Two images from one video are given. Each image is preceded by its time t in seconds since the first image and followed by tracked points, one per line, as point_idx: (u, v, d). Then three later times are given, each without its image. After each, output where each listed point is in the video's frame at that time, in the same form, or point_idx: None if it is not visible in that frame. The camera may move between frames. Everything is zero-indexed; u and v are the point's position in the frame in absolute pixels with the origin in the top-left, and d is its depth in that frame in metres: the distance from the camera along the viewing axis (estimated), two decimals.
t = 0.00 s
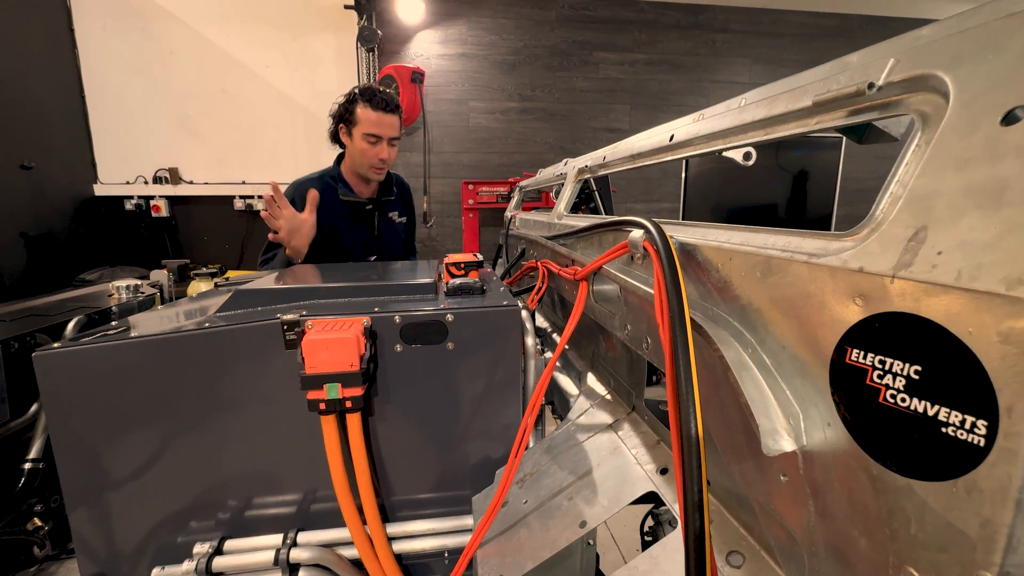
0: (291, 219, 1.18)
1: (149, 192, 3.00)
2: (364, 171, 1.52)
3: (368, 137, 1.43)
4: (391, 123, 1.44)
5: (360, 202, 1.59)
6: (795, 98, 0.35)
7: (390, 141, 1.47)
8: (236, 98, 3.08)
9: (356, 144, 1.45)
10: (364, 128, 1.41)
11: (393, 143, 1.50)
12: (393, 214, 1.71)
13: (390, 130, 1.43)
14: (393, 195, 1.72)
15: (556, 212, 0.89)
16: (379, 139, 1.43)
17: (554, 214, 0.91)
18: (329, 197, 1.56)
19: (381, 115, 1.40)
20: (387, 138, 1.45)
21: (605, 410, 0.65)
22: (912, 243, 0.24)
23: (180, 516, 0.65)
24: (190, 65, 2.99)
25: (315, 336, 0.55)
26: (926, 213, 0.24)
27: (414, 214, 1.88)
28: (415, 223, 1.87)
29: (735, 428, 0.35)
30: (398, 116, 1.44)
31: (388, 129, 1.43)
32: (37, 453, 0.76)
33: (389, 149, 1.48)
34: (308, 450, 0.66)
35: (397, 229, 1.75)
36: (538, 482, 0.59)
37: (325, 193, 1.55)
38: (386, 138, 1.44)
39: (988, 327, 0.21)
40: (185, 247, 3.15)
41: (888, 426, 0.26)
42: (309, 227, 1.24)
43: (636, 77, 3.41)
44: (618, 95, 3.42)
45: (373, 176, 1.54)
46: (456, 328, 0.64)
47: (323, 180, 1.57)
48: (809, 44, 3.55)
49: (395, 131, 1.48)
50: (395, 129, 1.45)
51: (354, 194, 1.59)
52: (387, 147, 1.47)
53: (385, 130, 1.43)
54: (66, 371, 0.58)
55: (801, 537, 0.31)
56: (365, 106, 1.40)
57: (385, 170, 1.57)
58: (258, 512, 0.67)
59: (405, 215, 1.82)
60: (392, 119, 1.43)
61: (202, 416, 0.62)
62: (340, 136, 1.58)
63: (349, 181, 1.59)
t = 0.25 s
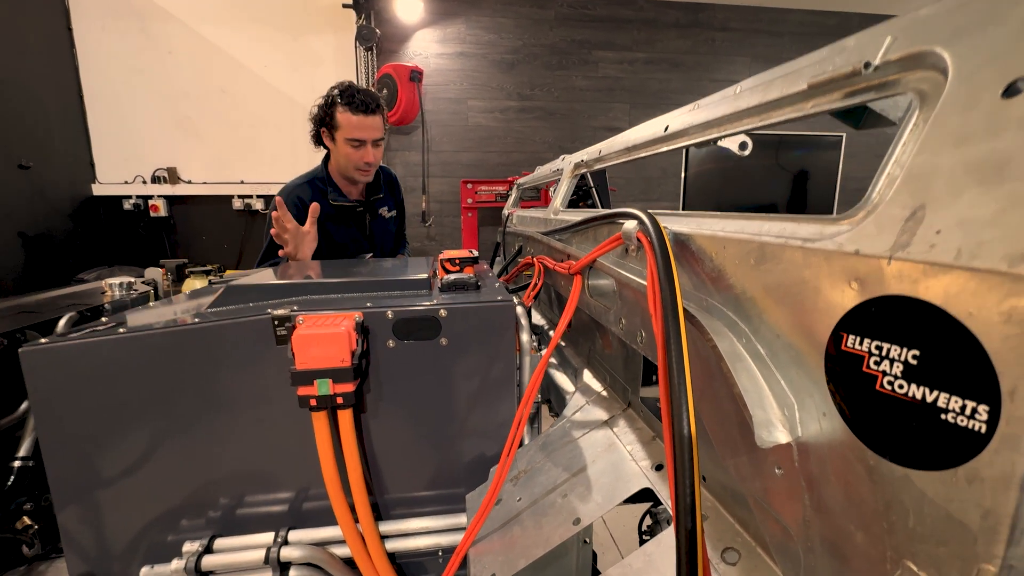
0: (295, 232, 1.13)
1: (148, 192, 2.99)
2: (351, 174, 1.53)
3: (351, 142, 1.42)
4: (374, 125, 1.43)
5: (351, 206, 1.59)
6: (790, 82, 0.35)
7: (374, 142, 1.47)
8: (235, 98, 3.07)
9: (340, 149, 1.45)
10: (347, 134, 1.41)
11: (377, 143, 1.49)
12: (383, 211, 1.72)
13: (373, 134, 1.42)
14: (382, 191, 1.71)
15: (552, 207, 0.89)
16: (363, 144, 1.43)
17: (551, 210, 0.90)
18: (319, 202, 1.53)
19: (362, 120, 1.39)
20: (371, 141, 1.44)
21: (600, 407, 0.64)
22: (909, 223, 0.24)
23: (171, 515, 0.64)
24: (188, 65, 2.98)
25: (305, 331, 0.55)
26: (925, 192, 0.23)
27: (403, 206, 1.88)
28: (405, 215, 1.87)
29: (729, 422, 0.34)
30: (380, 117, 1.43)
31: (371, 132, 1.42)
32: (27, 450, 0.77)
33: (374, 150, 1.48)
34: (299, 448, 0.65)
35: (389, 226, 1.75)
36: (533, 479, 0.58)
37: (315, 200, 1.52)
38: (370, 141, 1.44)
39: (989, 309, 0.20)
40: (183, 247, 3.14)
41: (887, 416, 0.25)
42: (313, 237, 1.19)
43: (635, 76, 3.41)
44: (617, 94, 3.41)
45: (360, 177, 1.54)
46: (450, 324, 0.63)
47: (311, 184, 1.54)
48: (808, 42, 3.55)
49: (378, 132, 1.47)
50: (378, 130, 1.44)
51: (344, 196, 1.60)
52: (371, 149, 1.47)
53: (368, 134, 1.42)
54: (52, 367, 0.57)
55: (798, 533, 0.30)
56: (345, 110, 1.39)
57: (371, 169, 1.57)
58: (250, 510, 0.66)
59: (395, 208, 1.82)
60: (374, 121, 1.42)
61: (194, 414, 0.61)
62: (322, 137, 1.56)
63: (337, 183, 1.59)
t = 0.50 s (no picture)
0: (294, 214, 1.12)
1: (143, 186, 2.96)
2: (351, 158, 1.52)
3: (350, 121, 1.43)
4: (373, 107, 1.45)
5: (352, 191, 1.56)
6: (786, 50, 0.34)
7: (373, 124, 1.48)
8: (230, 91, 3.01)
9: (339, 130, 1.46)
10: (346, 113, 1.42)
11: (377, 127, 1.51)
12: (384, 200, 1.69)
13: (371, 113, 1.44)
14: (382, 181, 1.69)
15: (546, 196, 0.87)
16: (361, 123, 1.44)
17: (544, 199, 0.89)
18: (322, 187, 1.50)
19: (361, 98, 1.42)
20: (370, 121, 1.46)
21: (593, 398, 0.63)
22: (910, 187, 0.23)
23: (156, 509, 0.63)
24: (184, 57, 2.93)
25: (289, 320, 0.53)
26: (927, 151, 0.22)
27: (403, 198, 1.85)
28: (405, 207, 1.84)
29: (719, 407, 0.33)
30: (379, 99, 1.46)
31: (369, 111, 1.44)
32: (9, 444, 0.76)
33: (373, 133, 1.49)
34: (286, 440, 0.63)
35: (389, 216, 1.73)
36: (523, 472, 0.57)
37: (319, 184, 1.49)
38: (368, 120, 1.45)
39: (998, 275, 0.19)
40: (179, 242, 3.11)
41: (885, 394, 0.24)
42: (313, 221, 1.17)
43: (634, 69, 3.38)
44: (615, 88, 3.39)
45: (360, 161, 1.53)
46: (439, 313, 0.62)
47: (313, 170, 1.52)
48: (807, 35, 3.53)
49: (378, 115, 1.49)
50: (377, 112, 1.46)
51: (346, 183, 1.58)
52: (371, 131, 1.47)
53: (366, 113, 1.44)
54: (31, 357, 0.56)
55: (791, 523, 0.29)
56: (345, 90, 1.41)
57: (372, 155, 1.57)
58: (236, 504, 0.65)
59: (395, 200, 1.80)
60: (373, 102, 1.44)
61: (179, 405, 0.60)
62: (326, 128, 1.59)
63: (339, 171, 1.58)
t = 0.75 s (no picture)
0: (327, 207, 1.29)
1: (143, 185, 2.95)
2: (379, 159, 1.52)
3: (377, 122, 1.47)
4: (399, 108, 1.48)
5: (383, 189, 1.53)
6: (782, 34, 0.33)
7: (399, 124, 1.49)
8: (229, 89, 3.01)
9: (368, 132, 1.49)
10: (373, 114, 1.46)
11: (405, 129, 1.53)
12: (412, 201, 1.66)
13: (398, 113, 1.46)
14: (410, 182, 1.66)
15: (543, 192, 0.86)
16: (387, 122, 1.46)
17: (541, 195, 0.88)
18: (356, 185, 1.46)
19: (387, 99, 1.44)
20: (395, 121, 1.48)
21: (588, 395, 0.62)
22: (904, 168, 0.22)
23: (147, 507, 0.62)
24: (184, 56, 2.93)
25: (279, 316, 0.52)
26: (924, 133, 0.22)
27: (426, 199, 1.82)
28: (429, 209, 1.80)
29: (711, 403, 0.32)
30: (406, 101, 1.48)
31: (395, 111, 1.46)
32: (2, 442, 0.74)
33: (400, 133, 1.51)
34: (279, 437, 0.63)
35: (415, 216, 1.68)
36: (516, 470, 0.56)
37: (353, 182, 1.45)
38: (393, 120, 1.46)
39: (994, 258, 0.18)
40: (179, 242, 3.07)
41: (879, 387, 0.23)
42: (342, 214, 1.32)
43: (635, 65, 3.37)
44: (617, 85, 3.37)
45: (389, 161, 1.53)
46: (432, 309, 0.61)
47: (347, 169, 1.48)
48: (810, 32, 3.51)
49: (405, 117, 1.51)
50: (403, 113, 1.48)
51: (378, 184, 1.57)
52: (397, 131, 1.49)
53: (393, 114, 1.46)
54: (19, 354, 0.55)
55: (782, 522, 0.28)
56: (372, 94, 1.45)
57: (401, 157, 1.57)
58: (228, 503, 0.64)
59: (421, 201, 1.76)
60: (400, 103, 1.47)
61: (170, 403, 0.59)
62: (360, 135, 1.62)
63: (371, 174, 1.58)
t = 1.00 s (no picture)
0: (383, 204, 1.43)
1: (146, 186, 2.97)
2: (416, 162, 1.55)
3: (415, 127, 1.49)
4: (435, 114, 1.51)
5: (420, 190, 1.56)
6: (762, 36, 0.34)
7: (435, 128, 1.52)
8: (231, 90, 3.02)
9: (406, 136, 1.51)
10: (411, 119, 1.48)
11: (440, 134, 1.56)
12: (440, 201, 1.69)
13: (437, 119, 1.49)
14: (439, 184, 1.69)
15: (538, 193, 0.86)
16: (426, 127, 1.49)
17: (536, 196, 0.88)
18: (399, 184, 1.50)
19: (426, 105, 1.47)
20: (432, 126, 1.51)
21: (581, 396, 0.62)
22: (868, 171, 0.23)
23: (143, 506, 0.63)
24: (187, 58, 2.95)
25: (270, 316, 0.53)
26: (891, 135, 0.22)
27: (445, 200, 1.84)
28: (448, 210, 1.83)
29: (690, 405, 0.32)
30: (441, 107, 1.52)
31: (434, 117, 1.49)
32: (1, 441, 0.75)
33: (437, 137, 1.53)
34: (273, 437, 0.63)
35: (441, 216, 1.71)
36: (508, 471, 0.57)
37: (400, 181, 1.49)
38: (431, 125, 1.50)
39: (950, 261, 0.18)
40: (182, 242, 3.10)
41: (846, 390, 0.23)
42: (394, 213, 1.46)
43: (637, 65, 3.36)
44: (618, 85, 3.37)
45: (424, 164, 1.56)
46: (424, 310, 0.61)
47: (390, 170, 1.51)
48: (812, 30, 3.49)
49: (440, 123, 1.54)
50: (442, 120, 1.52)
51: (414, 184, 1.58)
52: (435, 136, 1.52)
53: (430, 119, 1.49)
54: (15, 354, 0.56)
55: (758, 524, 0.28)
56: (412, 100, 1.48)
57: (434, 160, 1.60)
58: (223, 503, 0.64)
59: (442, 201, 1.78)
60: (438, 108, 1.50)
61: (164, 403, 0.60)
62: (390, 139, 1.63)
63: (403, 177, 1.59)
